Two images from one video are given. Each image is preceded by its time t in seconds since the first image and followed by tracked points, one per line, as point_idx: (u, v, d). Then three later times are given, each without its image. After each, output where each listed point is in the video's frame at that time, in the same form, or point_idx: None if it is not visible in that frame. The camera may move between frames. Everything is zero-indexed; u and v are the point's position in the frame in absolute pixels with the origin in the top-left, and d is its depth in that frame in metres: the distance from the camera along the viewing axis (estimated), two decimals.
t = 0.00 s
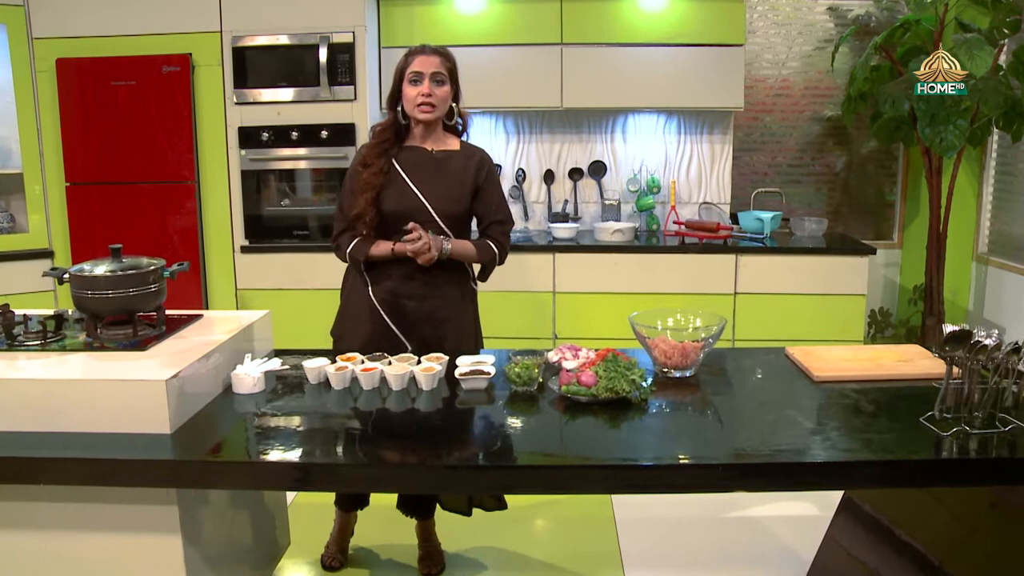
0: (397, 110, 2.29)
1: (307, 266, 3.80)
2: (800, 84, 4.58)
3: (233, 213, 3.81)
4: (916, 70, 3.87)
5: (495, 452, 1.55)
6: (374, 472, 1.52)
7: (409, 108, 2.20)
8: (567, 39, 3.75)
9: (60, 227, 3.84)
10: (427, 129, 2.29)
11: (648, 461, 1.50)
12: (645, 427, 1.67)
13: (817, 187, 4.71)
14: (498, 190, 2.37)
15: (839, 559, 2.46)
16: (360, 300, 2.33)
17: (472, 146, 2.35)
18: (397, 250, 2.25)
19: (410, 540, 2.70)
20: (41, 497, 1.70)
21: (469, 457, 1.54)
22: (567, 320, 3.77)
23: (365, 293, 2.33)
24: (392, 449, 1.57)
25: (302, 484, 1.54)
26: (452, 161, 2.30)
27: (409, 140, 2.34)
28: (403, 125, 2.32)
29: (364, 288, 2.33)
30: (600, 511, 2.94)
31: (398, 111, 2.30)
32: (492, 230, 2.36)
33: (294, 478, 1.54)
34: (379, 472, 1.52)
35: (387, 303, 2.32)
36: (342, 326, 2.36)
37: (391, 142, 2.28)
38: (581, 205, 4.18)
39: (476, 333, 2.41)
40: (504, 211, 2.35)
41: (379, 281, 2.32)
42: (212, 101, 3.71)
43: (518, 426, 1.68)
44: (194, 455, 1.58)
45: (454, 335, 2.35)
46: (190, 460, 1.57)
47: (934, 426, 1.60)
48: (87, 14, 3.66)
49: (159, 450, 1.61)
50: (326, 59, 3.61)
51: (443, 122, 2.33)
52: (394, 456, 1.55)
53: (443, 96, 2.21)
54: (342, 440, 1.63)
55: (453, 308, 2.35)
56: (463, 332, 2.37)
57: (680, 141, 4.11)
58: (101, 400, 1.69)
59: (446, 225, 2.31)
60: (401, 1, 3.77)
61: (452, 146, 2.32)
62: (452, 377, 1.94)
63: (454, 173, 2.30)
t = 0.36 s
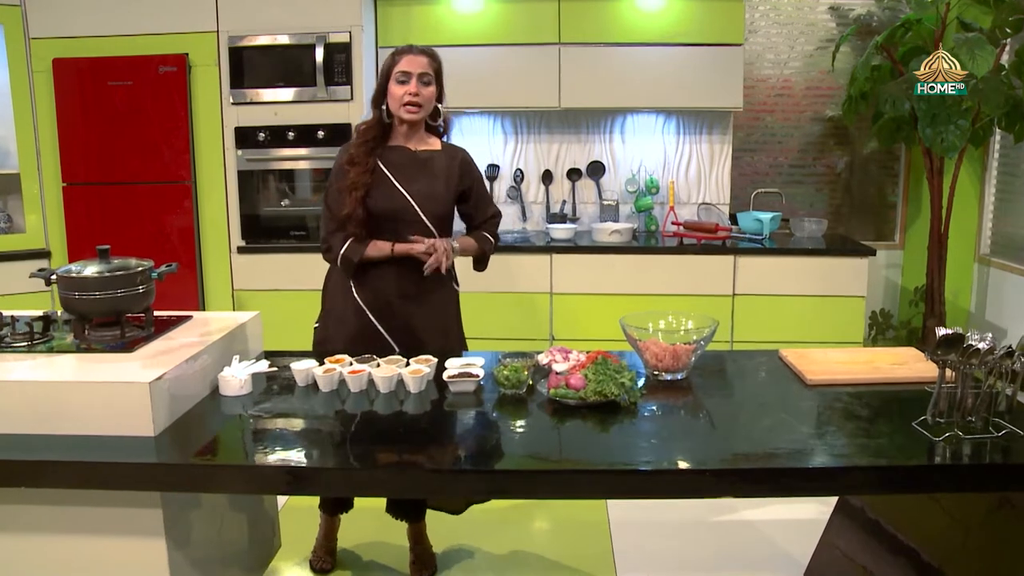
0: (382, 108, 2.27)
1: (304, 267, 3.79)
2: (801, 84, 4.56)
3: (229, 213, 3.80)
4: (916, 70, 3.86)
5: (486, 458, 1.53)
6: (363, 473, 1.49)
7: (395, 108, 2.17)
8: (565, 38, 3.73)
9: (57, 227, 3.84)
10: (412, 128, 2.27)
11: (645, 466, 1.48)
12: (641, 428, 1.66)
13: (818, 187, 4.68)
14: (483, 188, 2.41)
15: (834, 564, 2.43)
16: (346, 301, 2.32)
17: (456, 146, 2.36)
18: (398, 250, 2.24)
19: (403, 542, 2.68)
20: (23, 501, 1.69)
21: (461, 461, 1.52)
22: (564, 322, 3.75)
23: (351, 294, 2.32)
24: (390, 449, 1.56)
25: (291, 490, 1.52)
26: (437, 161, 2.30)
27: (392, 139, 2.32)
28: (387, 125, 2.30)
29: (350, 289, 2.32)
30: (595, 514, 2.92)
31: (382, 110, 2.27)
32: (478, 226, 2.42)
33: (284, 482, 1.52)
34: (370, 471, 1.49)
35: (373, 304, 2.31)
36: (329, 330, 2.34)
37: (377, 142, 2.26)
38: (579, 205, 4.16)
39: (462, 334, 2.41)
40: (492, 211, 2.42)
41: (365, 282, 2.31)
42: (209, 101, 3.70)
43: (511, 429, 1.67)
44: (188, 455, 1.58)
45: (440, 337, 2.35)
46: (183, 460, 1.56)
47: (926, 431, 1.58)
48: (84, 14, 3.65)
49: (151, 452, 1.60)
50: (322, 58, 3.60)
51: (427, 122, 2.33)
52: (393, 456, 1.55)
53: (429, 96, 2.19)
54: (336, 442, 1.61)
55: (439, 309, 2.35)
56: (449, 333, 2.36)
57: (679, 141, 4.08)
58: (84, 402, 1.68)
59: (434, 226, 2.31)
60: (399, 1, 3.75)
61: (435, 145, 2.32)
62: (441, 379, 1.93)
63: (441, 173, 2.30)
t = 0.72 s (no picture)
0: (344, 108, 2.25)
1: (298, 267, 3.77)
2: (801, 83, 4.53)
3: (224, 213, 3.79)
4: (916, 69, 3.83)
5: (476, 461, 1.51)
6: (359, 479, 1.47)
7: (358, 108, 2.16)
8: (561, 37, 3.71)
9: (52, 227, 3.83)
10: (375, 128, 2.26)
11: (642, 471, 1.46)
12: (626, 430, 1.64)
13: (818, 188, 4.65)
14: (449, 185, 2.40)
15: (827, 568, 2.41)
16: (314, 300, 2.30)
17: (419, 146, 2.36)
18: (362, 245, 2.23)
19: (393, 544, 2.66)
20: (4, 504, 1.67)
21: (449, 465, 1.50)
22: (559, 322, 3.73)
23: (318, 294, 2.29)
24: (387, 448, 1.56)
25: (281, 495, 1.50)
26: (400, 159, 2.29)
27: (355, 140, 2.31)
28: (350, 125, 2.28)
29: (318, 289, 2.30)
30: (588, 516, 2.90)
31: (345, 110, 2.26)
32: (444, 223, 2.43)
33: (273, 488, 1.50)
34: (369, 475, 1.47)
35: (342, 304, 2.30)
36: (298, 333, 2.31)
37: (340, 141, 2.25)
38: (576, 205, 4.15)
39: (434, 334, 2.40)
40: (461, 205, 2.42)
41: (333, 281, 2.29)
42: (203, 101, 3.69)
43: (498, 430, 1.66)
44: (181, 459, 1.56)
45: (411, 336, 2.33)
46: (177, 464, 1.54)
47: (916, 435, 1.56)
48: (79, 14, 3.65)
49: (143, 456, 1.58)
50: (317, 58, 3.58)
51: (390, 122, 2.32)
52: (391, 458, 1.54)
53: (392, 96, 2.18)
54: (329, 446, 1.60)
55: (410, 307, 2.33)
56: (420, 332, 2.35)
57: (676, 141, 4.06)
58: (66, 404, 1.67)
59: (399, 223, 2.29)
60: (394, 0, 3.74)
61: (398, 145, 2.31)
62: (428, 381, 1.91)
63: (405, 170, 2.29)
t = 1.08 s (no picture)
0: (302, 111, 2.25)
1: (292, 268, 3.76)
2: (801, 83, 4.50)
3: (219, 214, 3.78)
4: (917, 70, 3.82)
5: (467, 463, 1.50)
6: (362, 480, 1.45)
7: (314, 112, 2.15)
8: (557, 37, 3.69)
9: (46, 227, 3.83)
10: (333, 130, 2.25)
11: (642, 476, 1.43)
12: (613, 433, 1.63)
13: (817, 188, 4.63)
14: (406, 186, 2.32)
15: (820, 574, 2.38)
16: (278, 301, 2.30)
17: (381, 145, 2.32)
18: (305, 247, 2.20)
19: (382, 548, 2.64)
20: None
21: (444, 469, 1.47)
22: (554, 324, 3.71)
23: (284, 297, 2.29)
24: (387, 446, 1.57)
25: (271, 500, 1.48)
26: (357, 159, 2.25)
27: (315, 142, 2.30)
28: (309, 128, 2.28)
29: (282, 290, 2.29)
30: (580, 519, 2.88)
31: (302, 113, 2.25)
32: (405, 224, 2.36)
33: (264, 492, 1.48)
34: (369, 476, 1.46)
35: (303, 304, 2.28)
36: (269, 334, 2.32)
37: (297, 145, 2.25)
38: (572, 206, 4.13)
39: (403, 332, 2.36)
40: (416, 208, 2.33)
41: (296, 283, 2.27)
42: (198, 101, 3.68)
43: (486, 431, 1.65)
44: (178, 462, 1.54)
45: (375, 335, 2.30)
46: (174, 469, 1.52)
47: (904, 441, 1.53)
48: (73, 14, 3.64)
49: (137, 460, 1.56)
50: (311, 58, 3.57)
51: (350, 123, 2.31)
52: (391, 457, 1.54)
53: (349, 99, 2.17)
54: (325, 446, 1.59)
55: (374, 309, 2.30)
56: (386, 334, 2.32)
57: (673, 142, 4.04)
58: (46, 408, 1.65)
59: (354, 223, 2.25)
60: None
61: (358, 144, 2.28)
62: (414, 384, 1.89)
63: (360, 170, 2.25)
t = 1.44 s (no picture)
0: (263, 113, 2.24)
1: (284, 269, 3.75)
2: (800, 83, 4.48)
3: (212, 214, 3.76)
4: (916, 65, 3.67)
5: (458, 466, 1.49)
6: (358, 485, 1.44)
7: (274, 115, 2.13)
8: (551, 37, 3.67)
9: (39, 228, 3.82)
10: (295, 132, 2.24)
11: (634, 482, 1.41)
12: (597, 437, 1.61)
13: (815, 189, 4.60)
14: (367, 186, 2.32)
15: None
16: (241, 305, 2.31)
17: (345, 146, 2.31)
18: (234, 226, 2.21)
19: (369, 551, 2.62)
20: None
21: (436, 473, 1.45)
22: (547, 325, 3.69)
23: (246, 300, 2.30)
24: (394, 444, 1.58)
25: (258, 504, 1.47)
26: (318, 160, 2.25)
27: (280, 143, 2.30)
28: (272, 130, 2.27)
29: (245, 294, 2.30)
30: (571, 522, 2.86)
31: (264, 116, 2.25)
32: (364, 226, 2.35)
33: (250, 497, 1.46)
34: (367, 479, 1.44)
35: (265, 307, 2.30)
36: (233, 339, 2.32)
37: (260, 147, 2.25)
38: (566, 207, 4.11)
39: (368, 327, 2.40)
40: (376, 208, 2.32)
41: (258, 287, 2.29)
42: (191, 101, 3.67)
43: (474, 433, 1.64)
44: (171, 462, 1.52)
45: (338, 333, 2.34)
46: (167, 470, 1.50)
47: (890, 445, 1.51)
48: (66, 14, 3.63)
49: (127, 463, 1.54)
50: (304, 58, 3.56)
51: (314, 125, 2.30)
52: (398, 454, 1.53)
53: (309, 101, 2.13)
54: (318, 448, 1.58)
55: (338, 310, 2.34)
56: (349, 334, 2.37)
57: (668, 142, 4.02)
58: (24, 410, 1.64)
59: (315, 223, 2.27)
60: None
61: (322, 146, 2.28)
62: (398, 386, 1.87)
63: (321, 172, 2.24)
